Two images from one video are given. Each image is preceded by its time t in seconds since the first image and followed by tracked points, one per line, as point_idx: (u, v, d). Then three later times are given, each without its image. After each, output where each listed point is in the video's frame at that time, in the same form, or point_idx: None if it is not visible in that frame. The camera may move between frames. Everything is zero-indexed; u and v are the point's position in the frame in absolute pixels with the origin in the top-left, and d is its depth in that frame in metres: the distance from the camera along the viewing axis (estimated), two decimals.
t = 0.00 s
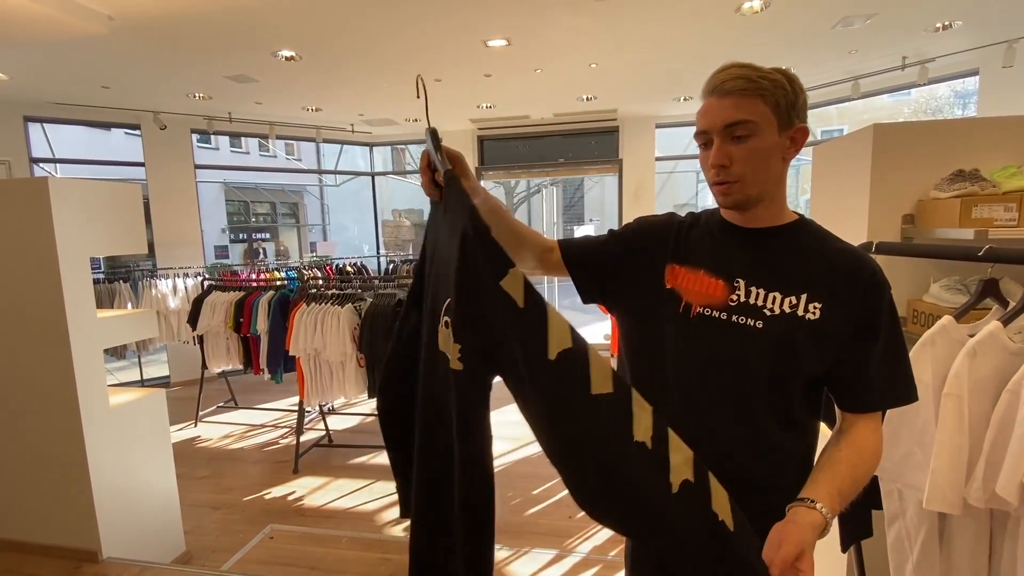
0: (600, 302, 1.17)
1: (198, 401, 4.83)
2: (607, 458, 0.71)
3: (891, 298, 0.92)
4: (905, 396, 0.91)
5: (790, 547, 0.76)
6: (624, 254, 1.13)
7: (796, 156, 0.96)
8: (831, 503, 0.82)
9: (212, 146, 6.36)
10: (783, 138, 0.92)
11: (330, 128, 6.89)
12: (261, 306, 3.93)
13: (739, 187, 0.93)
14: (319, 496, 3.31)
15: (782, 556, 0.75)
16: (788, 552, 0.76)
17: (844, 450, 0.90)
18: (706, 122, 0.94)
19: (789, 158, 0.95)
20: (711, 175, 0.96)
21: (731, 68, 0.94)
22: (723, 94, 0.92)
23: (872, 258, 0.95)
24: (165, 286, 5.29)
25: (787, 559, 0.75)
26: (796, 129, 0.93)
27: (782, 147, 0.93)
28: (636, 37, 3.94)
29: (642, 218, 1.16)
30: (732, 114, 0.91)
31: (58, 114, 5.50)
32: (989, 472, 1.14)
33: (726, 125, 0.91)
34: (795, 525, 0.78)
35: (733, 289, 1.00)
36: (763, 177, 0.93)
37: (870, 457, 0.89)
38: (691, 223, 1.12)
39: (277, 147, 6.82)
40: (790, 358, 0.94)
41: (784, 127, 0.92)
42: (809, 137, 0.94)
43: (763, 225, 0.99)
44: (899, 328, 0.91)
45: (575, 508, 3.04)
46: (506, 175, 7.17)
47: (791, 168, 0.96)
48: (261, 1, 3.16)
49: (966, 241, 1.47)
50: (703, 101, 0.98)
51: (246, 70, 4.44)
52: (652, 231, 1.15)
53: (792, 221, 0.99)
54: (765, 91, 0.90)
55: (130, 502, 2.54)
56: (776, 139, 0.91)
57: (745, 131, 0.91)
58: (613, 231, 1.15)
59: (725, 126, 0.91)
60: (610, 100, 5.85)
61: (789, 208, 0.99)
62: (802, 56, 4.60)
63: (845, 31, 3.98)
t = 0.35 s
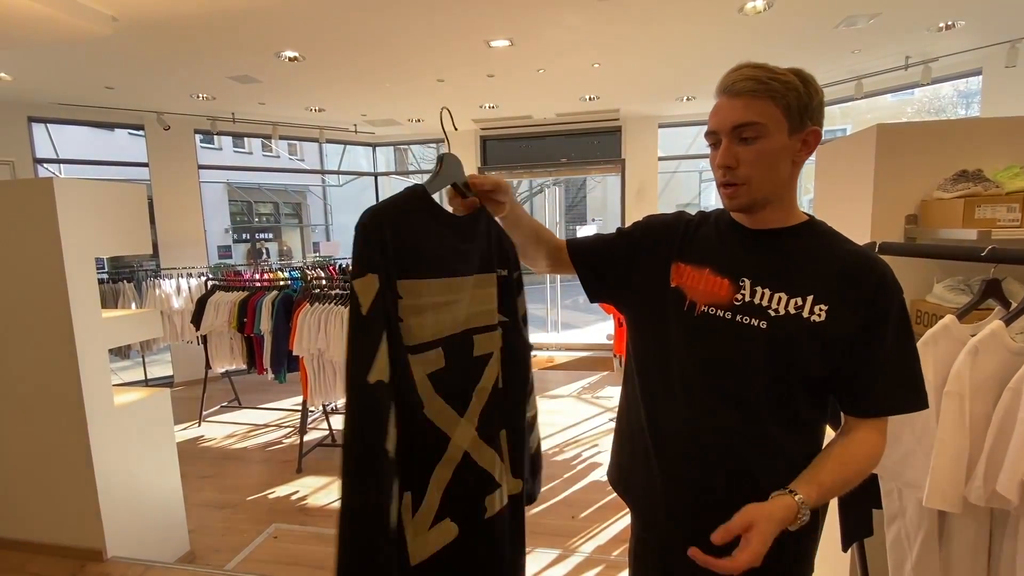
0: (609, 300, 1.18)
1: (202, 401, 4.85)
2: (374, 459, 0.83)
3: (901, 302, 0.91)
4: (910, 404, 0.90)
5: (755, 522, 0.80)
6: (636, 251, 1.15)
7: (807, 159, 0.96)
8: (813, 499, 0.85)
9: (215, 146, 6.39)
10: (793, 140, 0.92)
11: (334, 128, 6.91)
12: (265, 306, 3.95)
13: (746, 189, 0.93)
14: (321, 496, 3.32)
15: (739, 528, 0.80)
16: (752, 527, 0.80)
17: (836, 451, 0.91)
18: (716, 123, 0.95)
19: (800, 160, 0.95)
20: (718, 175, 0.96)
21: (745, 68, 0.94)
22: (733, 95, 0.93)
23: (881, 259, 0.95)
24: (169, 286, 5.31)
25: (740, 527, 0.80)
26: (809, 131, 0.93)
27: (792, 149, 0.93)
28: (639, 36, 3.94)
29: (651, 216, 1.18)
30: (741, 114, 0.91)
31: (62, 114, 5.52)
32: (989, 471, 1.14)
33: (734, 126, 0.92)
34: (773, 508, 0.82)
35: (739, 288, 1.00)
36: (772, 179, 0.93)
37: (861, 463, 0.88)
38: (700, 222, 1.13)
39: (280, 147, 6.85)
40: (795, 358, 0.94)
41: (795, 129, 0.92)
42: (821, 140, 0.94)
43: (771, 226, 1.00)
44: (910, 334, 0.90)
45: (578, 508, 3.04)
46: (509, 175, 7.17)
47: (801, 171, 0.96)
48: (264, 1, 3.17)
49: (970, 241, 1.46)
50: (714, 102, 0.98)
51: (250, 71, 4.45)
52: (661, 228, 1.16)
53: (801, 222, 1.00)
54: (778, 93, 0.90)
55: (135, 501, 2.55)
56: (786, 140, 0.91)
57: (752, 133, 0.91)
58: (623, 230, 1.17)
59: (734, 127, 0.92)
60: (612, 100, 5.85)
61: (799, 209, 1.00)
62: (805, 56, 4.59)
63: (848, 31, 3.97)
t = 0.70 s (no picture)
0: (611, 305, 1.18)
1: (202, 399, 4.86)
2: (326, 393, 0.81)
3: (900, 298, 0.95)
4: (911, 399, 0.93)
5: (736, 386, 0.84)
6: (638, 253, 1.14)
7: (809, 161, 0.97)
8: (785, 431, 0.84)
9: (216, 144, 6.39)
10: (798, 142, 0.93)
11: (335, 127, 6.92)
12: (266, 305, 3.96)
13: (753, 188, 0.94)
14: (322, 495, 3.32)
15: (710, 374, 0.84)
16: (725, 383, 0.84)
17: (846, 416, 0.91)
18: (723, 122, 0.95)
19: (804, 162, 0.97)
20: (725, 175, 0.97)
21: (752, 69, 0.95)
22: (742, 95, 0.93)
23: (879, 257, 0.98)
24: (170, 285, 5.32)
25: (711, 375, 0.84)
26: (812, 133, 0.94)
27: (797, 151, 0.94)
28: (640, 36, 3.94)
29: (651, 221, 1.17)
30: (750, 115, 0.92)
31: (63, 113, 5.52)
32: (988, 471, 1.15)
33: (742, 126, 0.93)
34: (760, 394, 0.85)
35: (743, 288, 1.02)
36: (778, 178, 0.94)
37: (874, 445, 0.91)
38: (700, 225, 1.14)
39: (280, 146, 6.85)
40: (800, 355, 0.97)
41: (800, 131, 0.93)
42: (823, 143, 0.96)
43: (775, 225, 1.01)
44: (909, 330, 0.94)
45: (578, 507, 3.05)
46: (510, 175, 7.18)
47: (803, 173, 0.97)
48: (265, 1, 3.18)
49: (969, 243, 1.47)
50: (721, 102, 0.99)
51: (250, 70, 4.45)
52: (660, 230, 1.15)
53: (802, 223, 1.01)
54: (785, 94, 0.92)
55: (136, 500, 2.55)
56: (792, 142, 0.93)
57: (760, 133, 0.92)
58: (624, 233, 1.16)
59: (742, 126, 0.92)
60: (613, 100, 5.85)
61: (800, 210, 1.01)
62: (806, 56, 4.59)
63: (849, 32, 3.97)
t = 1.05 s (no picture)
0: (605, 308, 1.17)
1: (200, 396, 4.85)
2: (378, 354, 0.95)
3: (888, 291, 0.97)
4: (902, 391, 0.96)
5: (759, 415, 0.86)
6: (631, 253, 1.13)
7: (798, 157, 0.99)
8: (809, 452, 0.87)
9: (214, 141, 6.37)
10: (790, 140, 0.95)
11: (333, 124, 6.90)
12: (264, 302, 3.95)
13: (750, 187, 0.94)
14: (320, 492, 3.32)
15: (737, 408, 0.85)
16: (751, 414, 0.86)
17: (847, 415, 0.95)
18: (717, 120, 0.94)
19: (792, 159, 0.98)
20: (721, 174, 0.96)
21: (744, 68, 0.95)
22: (737, 93, 0.93)
23: (867, 251, 0.99)
24: (167, 281, 5.31)
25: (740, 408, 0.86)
26: (801, 131, 0.96)
27: (788, 149, 0.95)
28: (639, 34, 3.93)
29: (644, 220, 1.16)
30: (746, 113, 0.92)
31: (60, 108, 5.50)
32: (986, 471, 1.15)
33: (740, 124, 0.92)
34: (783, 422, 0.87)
35: (738, 284, 1.02)
36: (771, 177, 0.95)
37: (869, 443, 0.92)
38: (692, 223, 1.14)
39: (278, 143, 6.84)
40: (798, 350, 0.97)
41: (791, 129, 0.94)
42: (811, 140, 0.98)
43: (765, 222, 1.02)
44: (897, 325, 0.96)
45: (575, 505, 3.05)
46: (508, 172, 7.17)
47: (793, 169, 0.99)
48: None
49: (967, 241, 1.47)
50: (713, 99, 0.98)
51: (248, 66, 4.44)
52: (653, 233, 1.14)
53: (789, 220, 1.02)
54: (779, 92, 0.92)
55: (134, 496, 2.55)
56: (784, 140, 0.94)
57: (757, 131, 0.92)
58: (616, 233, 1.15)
59: (740, 125, 0.92)
60: (612, 97, 5.84)
61: (787, 207, 1.02)
62: (806, 54, 4.58)
63: (848, 30, 3.98)
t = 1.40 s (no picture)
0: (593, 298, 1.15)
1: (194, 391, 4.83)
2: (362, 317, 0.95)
3: (877, 280, 0.97)
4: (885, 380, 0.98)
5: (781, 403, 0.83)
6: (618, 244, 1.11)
7: (786, 147, 0.99)
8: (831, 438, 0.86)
9: (210, 135, 6.35)
10: (780, 129, 0.95)
11: (329, 118, 6.87)
12: (258, 296, 3.93)
13: (747, 175, 0.93)
14: (314, 487, 3.31)
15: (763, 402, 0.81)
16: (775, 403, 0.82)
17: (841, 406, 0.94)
18: (713, 108, 0.93)
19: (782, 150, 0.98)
20: (716, 163, 0.94)
21: (736, 55, 0.94)
22: (733, 80, 0.92)
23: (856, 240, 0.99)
24: (162, 276, 5.29)
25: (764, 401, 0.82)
26: (791, 122, 0.96)
27: (779, 139, 0.95)
28: (636, 29, 3.92)
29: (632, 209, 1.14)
30: (744, 100, 0.91)
31: (53, 101, 5.45)
32: (981, 464, 1.15)
33: (737, 112, 0.91)
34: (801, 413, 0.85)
35: (729, 274, 1.01)
36: (765, 166, 0.94)
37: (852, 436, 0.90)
38: (679, 213, 1.12)
39: (274, 137, 6.81)
40: (791, 339, 0.97)
41: (781, 118, 0.95)
42: (799, 130, 0.98)
43: (753, 211, 1.01)
44: (887, 316, 0.98)
45: (570, 499, 3.05)
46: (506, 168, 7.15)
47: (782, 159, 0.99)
48: None
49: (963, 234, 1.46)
50: (705, 87, 0.96)
51: (243, 59, 4.40)
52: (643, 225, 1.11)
53: (778, 209, 1.02)
54: (773, 81, 0.92)
55: (126, 489, 2.54)
56: (777, 129, 0.94)
57: (755, 119, 0.91)
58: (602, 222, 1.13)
59: (738, 113, 0.91)
60: (609, 93, 5.82)
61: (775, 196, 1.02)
62: (804, 50, 4.57)
63: (845, 26, 3.97)
